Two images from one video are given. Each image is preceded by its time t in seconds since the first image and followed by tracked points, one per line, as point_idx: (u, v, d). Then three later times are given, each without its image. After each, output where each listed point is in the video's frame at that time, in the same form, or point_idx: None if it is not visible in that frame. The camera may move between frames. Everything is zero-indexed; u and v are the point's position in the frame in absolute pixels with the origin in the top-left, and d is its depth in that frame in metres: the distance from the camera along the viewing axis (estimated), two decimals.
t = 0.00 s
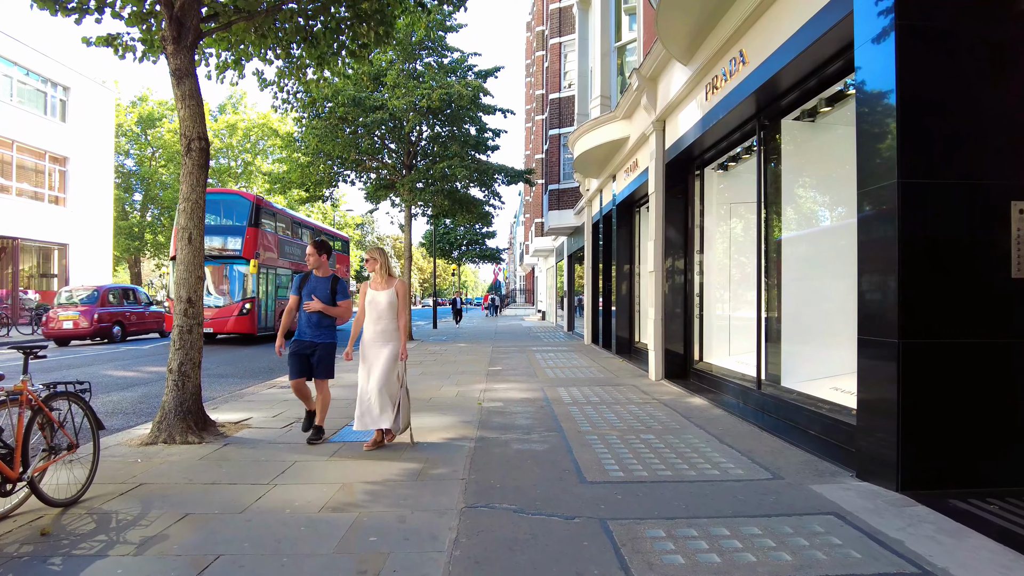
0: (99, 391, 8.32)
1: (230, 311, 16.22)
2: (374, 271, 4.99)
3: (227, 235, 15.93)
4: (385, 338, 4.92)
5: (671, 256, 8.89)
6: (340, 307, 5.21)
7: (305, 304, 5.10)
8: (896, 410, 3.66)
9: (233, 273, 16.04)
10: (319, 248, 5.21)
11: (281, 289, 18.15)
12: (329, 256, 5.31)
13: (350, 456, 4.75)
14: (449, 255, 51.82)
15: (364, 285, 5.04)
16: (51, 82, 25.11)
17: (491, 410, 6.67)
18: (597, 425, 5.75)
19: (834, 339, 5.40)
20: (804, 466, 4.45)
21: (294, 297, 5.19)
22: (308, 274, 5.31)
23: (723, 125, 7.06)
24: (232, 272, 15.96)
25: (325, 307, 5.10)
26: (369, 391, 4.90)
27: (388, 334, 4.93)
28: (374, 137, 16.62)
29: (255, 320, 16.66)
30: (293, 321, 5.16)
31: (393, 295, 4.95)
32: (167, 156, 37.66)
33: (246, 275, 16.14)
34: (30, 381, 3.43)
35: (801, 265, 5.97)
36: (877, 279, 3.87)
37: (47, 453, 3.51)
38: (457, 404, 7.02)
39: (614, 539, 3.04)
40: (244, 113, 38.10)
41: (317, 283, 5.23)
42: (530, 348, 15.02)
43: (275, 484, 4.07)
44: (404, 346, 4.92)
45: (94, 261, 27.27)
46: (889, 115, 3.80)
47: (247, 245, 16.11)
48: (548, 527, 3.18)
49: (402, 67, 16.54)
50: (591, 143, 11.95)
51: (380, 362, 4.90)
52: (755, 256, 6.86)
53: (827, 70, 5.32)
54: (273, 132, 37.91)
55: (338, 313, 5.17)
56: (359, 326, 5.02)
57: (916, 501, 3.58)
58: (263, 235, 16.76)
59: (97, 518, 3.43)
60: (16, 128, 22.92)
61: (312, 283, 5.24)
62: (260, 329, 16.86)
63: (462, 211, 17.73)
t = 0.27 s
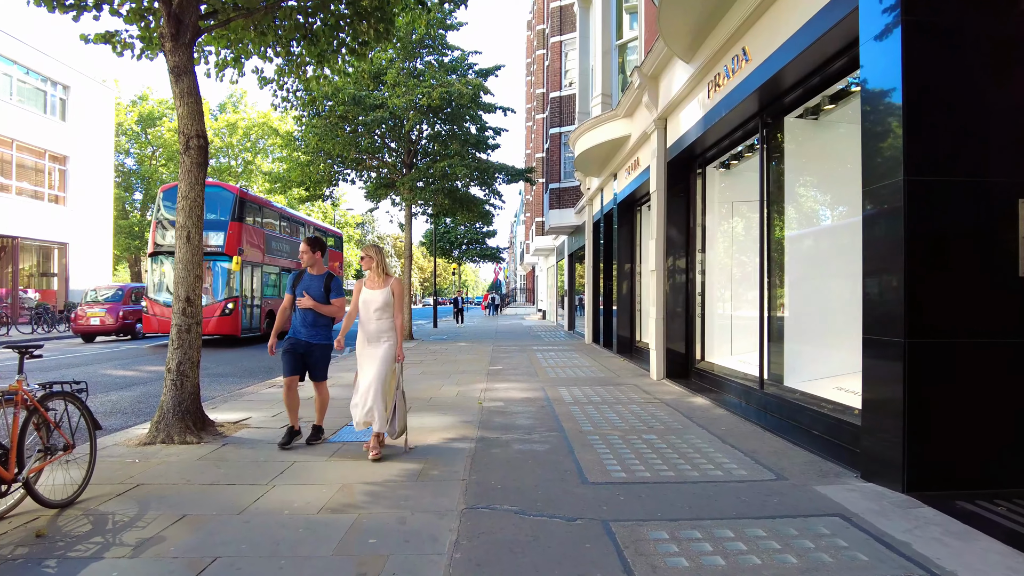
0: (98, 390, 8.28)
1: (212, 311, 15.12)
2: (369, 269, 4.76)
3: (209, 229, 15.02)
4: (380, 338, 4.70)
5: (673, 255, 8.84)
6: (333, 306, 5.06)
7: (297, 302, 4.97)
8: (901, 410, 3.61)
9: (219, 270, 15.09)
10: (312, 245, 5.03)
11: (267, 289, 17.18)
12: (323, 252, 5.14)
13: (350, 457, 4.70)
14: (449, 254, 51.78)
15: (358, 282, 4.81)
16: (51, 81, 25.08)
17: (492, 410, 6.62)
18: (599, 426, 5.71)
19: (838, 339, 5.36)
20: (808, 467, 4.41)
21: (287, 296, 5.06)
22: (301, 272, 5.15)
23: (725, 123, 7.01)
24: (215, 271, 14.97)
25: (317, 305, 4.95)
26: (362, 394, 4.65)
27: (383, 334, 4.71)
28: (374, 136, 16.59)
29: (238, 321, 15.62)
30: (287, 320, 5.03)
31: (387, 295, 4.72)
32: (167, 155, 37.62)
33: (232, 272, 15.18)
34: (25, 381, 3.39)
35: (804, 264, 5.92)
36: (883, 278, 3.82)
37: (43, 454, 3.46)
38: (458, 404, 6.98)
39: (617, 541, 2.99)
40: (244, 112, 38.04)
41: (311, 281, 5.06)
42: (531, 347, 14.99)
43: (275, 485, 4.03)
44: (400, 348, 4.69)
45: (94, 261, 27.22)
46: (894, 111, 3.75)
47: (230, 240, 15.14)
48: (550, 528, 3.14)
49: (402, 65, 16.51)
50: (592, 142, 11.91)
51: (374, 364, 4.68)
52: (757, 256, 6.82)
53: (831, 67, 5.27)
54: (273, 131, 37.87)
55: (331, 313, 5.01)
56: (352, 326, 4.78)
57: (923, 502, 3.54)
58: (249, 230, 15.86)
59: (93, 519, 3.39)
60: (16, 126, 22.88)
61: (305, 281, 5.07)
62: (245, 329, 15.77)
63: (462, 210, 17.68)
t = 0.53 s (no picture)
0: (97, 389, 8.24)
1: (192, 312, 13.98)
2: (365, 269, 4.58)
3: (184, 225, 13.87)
4: (374, 341, 4.48)
5: (675, 254, 8.79)
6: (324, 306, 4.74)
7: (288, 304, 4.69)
8: (907, 409, 3.57)
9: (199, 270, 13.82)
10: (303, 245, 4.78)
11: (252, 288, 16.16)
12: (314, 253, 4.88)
13: (350, 456, 4.66)
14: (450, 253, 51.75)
15: (354, 282, 4.64)
16: (51, 79, 25.05)
17: (493, 409, 6.57)
18: (600, 425, 5.67)
19: (841, 338, 5.31)
20: (812, 467, 4.36)
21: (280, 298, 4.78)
22: (292, 272, 4.86)
23: (727, 121, 6.97)
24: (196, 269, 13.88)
25: (309, 307, 4.67)
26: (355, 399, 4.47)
27: (378, 337, 4.49)
28: (375, 134, 16.55)
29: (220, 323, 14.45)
30: (279, 323, 4.75)
31: (383, 296, 4.52)
32: (168, 154, 37.58)
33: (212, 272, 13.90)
34: (20, 380, 3.35)
35: (806, 262, 5.87)
36: (888, 277, 3.77)
37: (38, 454, 3.42)
38: (458, 403, 6.94)
39: (620, 542, 2.95)
40: (245, 111, 38.01)
41: (302, 282, 4.78)
42: (531, 347, 14.96)
43: (273, 485, 3.99)
44: (396, 352, 4.48)
45: (94, 260, 27.18)
46: (899, 108, 3.71)
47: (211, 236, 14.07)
48: (552, 529, 3.10)
49: (403, 63, 16.47)
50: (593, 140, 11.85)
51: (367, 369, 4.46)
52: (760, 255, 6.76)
53: (835, 64, 5.23)
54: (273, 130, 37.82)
55: (323, 314, 4.72)
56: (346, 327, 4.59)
57: (929, 503, 3.49)
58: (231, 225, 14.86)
59: (89, 520, 3.34)
60: (16, 125, 22.85)
61: (297, 282, 4.78)
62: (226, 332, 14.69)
63: (463, 209, 17.63)
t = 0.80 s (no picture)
0: (95, 388, 8.20)
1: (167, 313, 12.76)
2: (362, 263, 4.38)
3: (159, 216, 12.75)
4: (373, 339, 4.30)
5: (677, 252, 8.73)
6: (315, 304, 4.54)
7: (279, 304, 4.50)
8: (913, 408, 3.52)
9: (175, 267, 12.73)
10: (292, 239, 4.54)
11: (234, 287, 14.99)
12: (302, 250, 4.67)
13: (350, 456, 4.62)
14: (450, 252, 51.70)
15: (350, 278, 4.45)
16: (51, 78, 25.01)
17: (494, 408, 6.53)
18: (601, 424, 5.63)
19: (845, 336, 5.27)
20: (816, 467, 4.32)
21: (269, 300, 4.60)
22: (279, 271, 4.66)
23: (730, 118, 6.92)
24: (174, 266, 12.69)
25: (300, 307, 4.47)
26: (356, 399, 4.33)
27: (377, 335, 4.31)
28: (375, 132, 16.52)
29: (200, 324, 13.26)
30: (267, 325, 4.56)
31: (380, 292, 4.33)
32: (168, 153, 37.54)
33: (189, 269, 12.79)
34: (16, 379, 3.31)
35: (810, 261, 5.82)
36: (894, 274, 3.73)
37: (33, 453, 3.38)
38: (459, 402, 6.90)
39: (622, 542, 2.91)
40: (245, 110, 37.97)
41: (291, 281, 4.57)
42: (532, 346, 14.92)
43: (272, 485, 3.95)
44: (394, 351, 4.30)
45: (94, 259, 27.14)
46: (904, 104, 3.66)
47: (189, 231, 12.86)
48: (554, 530, 3.06)
49: (403, 61, 16.43)
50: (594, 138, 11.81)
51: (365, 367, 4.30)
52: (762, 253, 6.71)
53: (838, 60, 5.19)
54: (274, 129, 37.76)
55: (316, 313, 4.53)
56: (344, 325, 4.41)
57: (935, 503, 3.45)
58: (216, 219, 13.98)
59: (84, 521, 3.30)
60: (17, 124, 22.81)
61: (286, 280, 4.57)
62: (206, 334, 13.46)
63: (463, 208, 17.57)
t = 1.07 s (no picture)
0: (94, 388, 8.16)
1: (137, 313, 11.60)
2: (357, 259, 4.29)
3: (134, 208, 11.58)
4: (371, 338, 4.22)
5: (678, 251, 8.68)
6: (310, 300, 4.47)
7: (271, 301, 4.37)
8: (919, 409, 3.48)
9: (149, 263, 11.59)
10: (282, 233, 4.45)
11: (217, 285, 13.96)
12: (292, 244, 4.58)
13: (349, 457, 4.58)
14: (451, 252, 51.65)
15: (345, 275, 4.35)
16: (51, 77, 25.00)
17: (494, 408, 6.50)
18: (603, 424, 5.59)
19: (848, 336, 5.22)
20: (820, 467, 4.28)
21: (259, 296, 4.46)
22: (269, 267, 4.57)
23: (732, 116, 6.88)
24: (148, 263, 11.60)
25: (294, 303, 4.38)
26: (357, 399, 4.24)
27: (375, 333, 4.24)
28: (375, 131, 16.49)
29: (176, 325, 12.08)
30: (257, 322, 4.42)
31: (377, 289, 4.25)
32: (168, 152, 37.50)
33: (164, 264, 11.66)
34: (11, 379, 3.27)
35: (813, 259, 5.78)
36: (899, 272, 3.69)
37: (29, 454, 3.34)
38: (459, 402, 6.86)
39: (624, 544, 2.88)
40: (246, 109, 37.94)
41: (283, 276, 4.48)
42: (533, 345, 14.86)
43: (271, 486, 3.91)
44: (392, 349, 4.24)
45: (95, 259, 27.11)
46: (907, 103, 3.64)
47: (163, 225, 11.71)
48: (555, 531, 3.03)
49: (403, 60, 16.38)
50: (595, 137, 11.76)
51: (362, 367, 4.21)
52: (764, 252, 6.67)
53: (842, 57, 5.15)
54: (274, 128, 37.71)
55: (311, 308, 4.45)
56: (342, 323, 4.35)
57: (941, 504, 3.40)
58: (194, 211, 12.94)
59: (81, 522, 3.27)
60: (17, 124, 22.79)
61: (278, 275, 4.48)
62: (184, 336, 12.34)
63: (464, 207, 17.52)
